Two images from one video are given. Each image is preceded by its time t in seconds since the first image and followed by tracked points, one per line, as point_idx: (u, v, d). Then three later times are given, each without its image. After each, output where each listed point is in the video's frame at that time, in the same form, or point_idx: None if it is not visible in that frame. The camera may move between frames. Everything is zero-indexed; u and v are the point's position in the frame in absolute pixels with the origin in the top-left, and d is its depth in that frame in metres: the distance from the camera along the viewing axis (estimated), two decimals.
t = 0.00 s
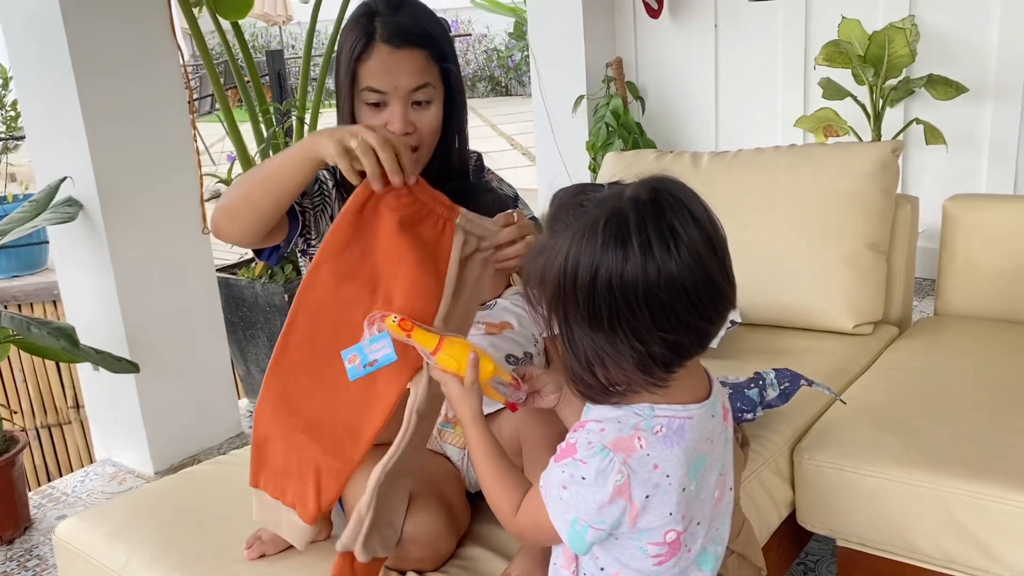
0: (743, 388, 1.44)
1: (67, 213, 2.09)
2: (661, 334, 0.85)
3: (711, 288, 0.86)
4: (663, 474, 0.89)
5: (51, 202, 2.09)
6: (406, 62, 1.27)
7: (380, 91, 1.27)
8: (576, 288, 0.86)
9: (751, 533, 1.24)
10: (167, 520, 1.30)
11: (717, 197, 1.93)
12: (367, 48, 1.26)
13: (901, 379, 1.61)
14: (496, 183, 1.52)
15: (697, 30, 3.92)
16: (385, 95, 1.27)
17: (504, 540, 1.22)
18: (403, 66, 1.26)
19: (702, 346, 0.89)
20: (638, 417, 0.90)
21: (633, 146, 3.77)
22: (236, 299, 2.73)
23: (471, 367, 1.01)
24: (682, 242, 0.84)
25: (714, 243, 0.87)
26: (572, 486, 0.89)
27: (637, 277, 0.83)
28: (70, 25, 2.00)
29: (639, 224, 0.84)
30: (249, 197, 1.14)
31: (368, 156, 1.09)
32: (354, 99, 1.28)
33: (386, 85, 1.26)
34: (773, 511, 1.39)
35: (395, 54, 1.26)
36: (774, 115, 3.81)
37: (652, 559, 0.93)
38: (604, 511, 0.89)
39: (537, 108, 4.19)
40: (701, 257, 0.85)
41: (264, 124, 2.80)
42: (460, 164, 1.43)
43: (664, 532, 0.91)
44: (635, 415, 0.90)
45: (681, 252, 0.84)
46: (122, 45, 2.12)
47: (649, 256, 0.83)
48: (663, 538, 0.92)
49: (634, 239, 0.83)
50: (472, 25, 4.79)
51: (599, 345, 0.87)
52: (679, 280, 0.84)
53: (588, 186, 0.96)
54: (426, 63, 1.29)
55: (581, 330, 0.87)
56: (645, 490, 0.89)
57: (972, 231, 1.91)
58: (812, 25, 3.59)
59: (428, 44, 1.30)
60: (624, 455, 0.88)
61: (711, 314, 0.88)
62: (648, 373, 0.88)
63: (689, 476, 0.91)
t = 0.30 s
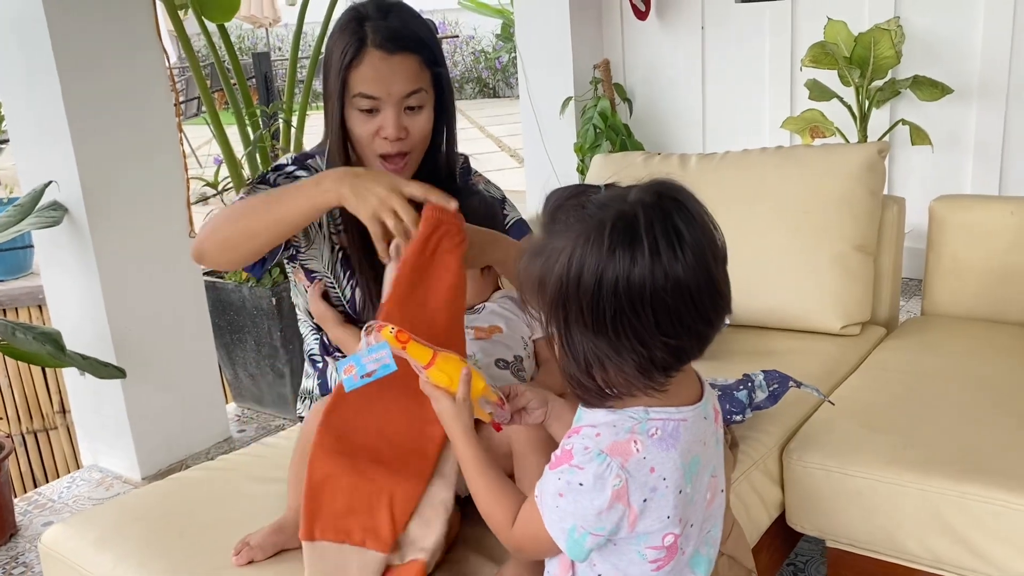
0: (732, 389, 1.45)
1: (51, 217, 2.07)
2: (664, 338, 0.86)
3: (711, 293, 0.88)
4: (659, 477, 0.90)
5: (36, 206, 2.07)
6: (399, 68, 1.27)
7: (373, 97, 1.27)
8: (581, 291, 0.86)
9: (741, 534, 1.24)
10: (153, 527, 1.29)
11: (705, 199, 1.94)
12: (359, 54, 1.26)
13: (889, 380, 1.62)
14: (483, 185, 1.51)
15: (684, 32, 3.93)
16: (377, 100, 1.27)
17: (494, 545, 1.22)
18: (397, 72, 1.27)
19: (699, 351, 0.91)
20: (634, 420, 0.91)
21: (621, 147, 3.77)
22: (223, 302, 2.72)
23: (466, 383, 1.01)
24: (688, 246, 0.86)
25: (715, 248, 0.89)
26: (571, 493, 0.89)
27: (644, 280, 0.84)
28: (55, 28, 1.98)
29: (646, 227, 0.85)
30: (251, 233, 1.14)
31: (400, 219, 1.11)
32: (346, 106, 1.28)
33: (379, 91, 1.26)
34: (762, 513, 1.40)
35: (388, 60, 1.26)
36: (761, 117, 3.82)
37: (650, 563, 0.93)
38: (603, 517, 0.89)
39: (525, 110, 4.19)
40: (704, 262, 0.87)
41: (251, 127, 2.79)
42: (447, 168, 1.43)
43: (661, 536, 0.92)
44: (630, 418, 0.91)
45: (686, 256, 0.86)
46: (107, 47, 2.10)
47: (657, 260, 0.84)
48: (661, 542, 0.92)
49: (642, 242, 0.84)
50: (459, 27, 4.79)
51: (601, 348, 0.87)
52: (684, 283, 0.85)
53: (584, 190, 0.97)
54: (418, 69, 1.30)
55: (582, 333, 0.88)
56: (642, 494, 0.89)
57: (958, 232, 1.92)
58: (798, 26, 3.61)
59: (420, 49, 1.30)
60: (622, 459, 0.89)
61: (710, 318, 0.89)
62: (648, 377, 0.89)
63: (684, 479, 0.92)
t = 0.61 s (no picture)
0: (720, 394, 1.45)
1: (35, 223, 2.05)
2: (666, 345, 0.86)
3: (712, 299, 0.89)
4: (657, 482, 0.90)
5: (20, 211, 2.05)
6: (388, 75, 1.26)
7: (361, 103, 1.26)
8: (584, 299, 0.86)
9: (730, 539, 1.24)
10: (140, 537, 1.28)
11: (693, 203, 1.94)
12: (348, 60, 1.25)
13: (876, 382, 1.62)
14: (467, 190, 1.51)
15: (671, 34, 3.93)
16: (365, 107, 1.27)
17: (484, 552, 1.22)
18: (385, 79, 1.26)
19: (699, 357, 0.91)
20: (629, 426, 0.91)
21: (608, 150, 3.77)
22: (210, 307, 2.70)
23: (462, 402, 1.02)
24: (691, 254, 0.86)
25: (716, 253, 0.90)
26: (569, 499, 0.89)
27: (648, 287, 0.84)
28: (38, 33, 1.97)
29: (651, 234, 0.85)
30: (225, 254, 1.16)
31: (377, 253, 1.12)
32: (334, 111, 1.27)
33: (367, 98, 1.26)
34: (751, 517, 1.40)
35: (377, 66, 1.26)
36: (748, 119, 3.83)
37: (649, 570, 0.92)
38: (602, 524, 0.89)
39: (512, 113, 4.18)
40: (706, 268, 0.87)
41: (238, 131, 2.78)
42: (432, 174, 1.42)
43: (660, 542, 0.91)
44: (626, 424, 0.91)
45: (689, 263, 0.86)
46: (92, 52, 2.09)
47: (661, 267, 0.84)
48: (660, 548, 0.92)
49: (647, 250, 0.84)
50: (446, 29, 4.79)
51: (604, 355, 0.87)
52: (687, 290, 0.86)
53: (583, 197, 0.96)
54: (407, 76, 1.29)
55: (585, 340, 0.88)
56: (640, 499, 0.89)
57: (945, 234, 1.93)
58: (784, 28, 3.62)
59: (409, 56, 1.30)
60: (619, 465, 0.89)
61: (711, 324, 0.90)
62: (649, 383, 0.89)
63: (681, 483, 0.92)
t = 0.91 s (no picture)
0: (711, 395, 1.45)
1: (20, 226, 2.03)
2: (666, 345, 0.86)
3: (710, 299, 0.89)
4: (656, 481, 0.90)
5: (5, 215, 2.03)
6: (380, 81, 1.26)
7: (351, 108, 1.26)
8: (585, 299, 0.85)
9: (722, 540, 1.24)
10: (126, 543, 1.26)
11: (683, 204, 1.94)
12: (341, 64, 1.24)
13: (866, 382, 1.62)
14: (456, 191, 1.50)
15: (659, 35, 3.93)
16: (355, 111, 1.26)
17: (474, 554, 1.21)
18: (377, 85, 1.26)
19: (696, 358, 0.92)
20: (629, 425, 0.91)
21: (597, 151, 3.77)
22: (198, 310, 2.69)
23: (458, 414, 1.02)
24: (691, 254, 0.86)
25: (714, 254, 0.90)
26: (569, 503, 0.88)
27: (648, 287, 0.84)
28: (22, 35, 1.95)
29: (652, 234, 0.85)
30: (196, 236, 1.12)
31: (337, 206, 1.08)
32: (324, 113, 1.27)
33: (358, 102, 1.25)
34: (742, 518, 1.40)
35: (371, 72, 1.25)
36: (737, 120, 3.84)
37: (650, 570, 0.93)
38: (603, 525, 0.89)
39: (501, 114, 4.18)
40: (705, 269, 0.87)
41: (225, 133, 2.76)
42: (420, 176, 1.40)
43: (661, 542, 0.92)
44: (625, 423, 0.91)
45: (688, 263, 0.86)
46: (77, 54, 2.07)
47: (663, 267, 0.84)
48: (661, 548, 0.92)
49: (649, 249, 0.84)
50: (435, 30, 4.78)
51: (604, 356, 0.87)
52: (687, 290, 0.86)
53: (580, 198, 0.96)
54: (398, 82, 1.29)
55: (585, 341, 0.87)
56: (641, 499, 0.90)
57: (934, 234, 1.93)
58: (773, 29, 3.63)
59: (402, 61, 1.29)
60: (620, 464, 0.89)
61: (708, 325, 0.90)
62: (648, 383, 0.89)
63: (680, 482, 0.92)
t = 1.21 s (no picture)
0: (703, 394, 1.45)
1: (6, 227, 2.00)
2: (659, 344, 0.86)
3: (706, 302, 0.89)
4: (656, 479, 0.90)
5: None
6: (377, 83, 1.25)
7: (347, 109, 1.24)
8: (582, 291, 0.85)
9: (714, 539, 1.24)
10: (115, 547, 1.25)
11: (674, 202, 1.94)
12: (337, 65, 1.24)
13: (857, 380, 1.63)
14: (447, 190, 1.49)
15: (649, 34, 3.93)
16: (351, 112, 1.25)
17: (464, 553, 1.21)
18: (374, 87, 1.24)
19: (687, 360, 0.92)
20: (627, 424, 0.91)
21: (588, 150, 3.77)
22: (187, 311, 2.67)
23: (455, 419, 1.01)
24: (692, 256, 0.86)
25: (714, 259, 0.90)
26: (571, 505, 0.89)
27: (648, 285, 0.84)
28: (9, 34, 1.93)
29: (655, 232, 0.85)
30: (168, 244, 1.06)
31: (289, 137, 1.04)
32: (321, 114, 1.25)
33: (354, 104, 1.24)
34: (733, 516, 1.40)
35: (367, 74, 1.24)
36: (727, 119, 3.84)
37: (652, 569, 0.93)
38: (606, 527, 0.89)
39: (491, 113, 4.17)
40: (704, 272, 0.87)
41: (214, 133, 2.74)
42: (411, 174, 1.40)
43: (662, 541, 0.92)
44: (623, 422, 0.91)
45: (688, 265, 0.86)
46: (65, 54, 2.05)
47: (663, 267, 0.84)
48: (662, 547, 0.92)
49: (651, 247, 0.84)
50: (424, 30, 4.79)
51: (596, 349, 0.86)
52: (684, 292, 0.86)
53: (584, 191, 0.96)
54: (395, 83, 1.27)
55: (578, 333, 0.87)
56: (642, 499, 0.90)
57: (923, 233, 1.94)
58: (762, 29, 3.64)
59: (399, 63, 1.28)
60: (619, 464, 0.89)
61: (702, 329, 0.90)
62: (638, 381, 0.89)
63: (679, 480, 0.92)
